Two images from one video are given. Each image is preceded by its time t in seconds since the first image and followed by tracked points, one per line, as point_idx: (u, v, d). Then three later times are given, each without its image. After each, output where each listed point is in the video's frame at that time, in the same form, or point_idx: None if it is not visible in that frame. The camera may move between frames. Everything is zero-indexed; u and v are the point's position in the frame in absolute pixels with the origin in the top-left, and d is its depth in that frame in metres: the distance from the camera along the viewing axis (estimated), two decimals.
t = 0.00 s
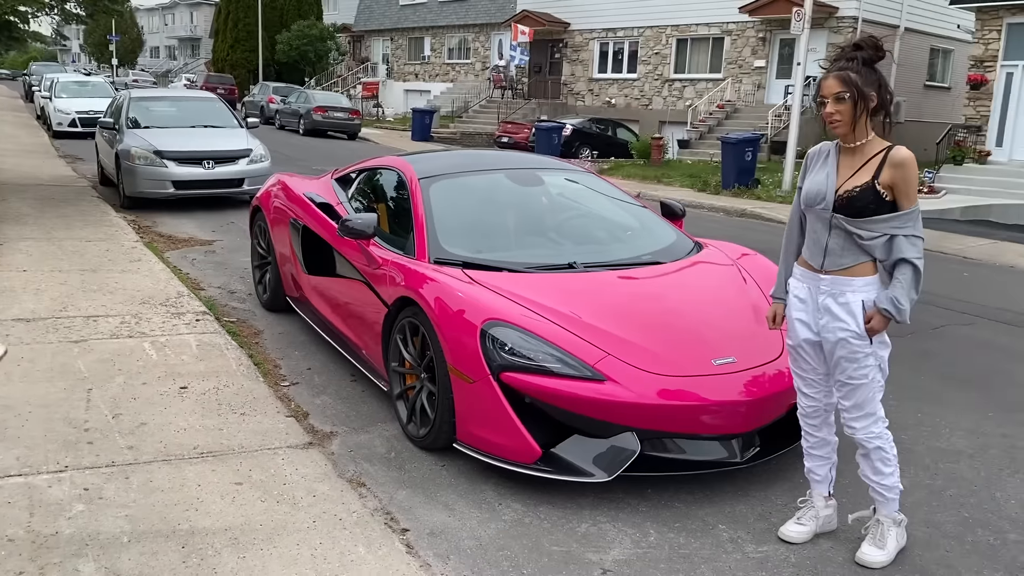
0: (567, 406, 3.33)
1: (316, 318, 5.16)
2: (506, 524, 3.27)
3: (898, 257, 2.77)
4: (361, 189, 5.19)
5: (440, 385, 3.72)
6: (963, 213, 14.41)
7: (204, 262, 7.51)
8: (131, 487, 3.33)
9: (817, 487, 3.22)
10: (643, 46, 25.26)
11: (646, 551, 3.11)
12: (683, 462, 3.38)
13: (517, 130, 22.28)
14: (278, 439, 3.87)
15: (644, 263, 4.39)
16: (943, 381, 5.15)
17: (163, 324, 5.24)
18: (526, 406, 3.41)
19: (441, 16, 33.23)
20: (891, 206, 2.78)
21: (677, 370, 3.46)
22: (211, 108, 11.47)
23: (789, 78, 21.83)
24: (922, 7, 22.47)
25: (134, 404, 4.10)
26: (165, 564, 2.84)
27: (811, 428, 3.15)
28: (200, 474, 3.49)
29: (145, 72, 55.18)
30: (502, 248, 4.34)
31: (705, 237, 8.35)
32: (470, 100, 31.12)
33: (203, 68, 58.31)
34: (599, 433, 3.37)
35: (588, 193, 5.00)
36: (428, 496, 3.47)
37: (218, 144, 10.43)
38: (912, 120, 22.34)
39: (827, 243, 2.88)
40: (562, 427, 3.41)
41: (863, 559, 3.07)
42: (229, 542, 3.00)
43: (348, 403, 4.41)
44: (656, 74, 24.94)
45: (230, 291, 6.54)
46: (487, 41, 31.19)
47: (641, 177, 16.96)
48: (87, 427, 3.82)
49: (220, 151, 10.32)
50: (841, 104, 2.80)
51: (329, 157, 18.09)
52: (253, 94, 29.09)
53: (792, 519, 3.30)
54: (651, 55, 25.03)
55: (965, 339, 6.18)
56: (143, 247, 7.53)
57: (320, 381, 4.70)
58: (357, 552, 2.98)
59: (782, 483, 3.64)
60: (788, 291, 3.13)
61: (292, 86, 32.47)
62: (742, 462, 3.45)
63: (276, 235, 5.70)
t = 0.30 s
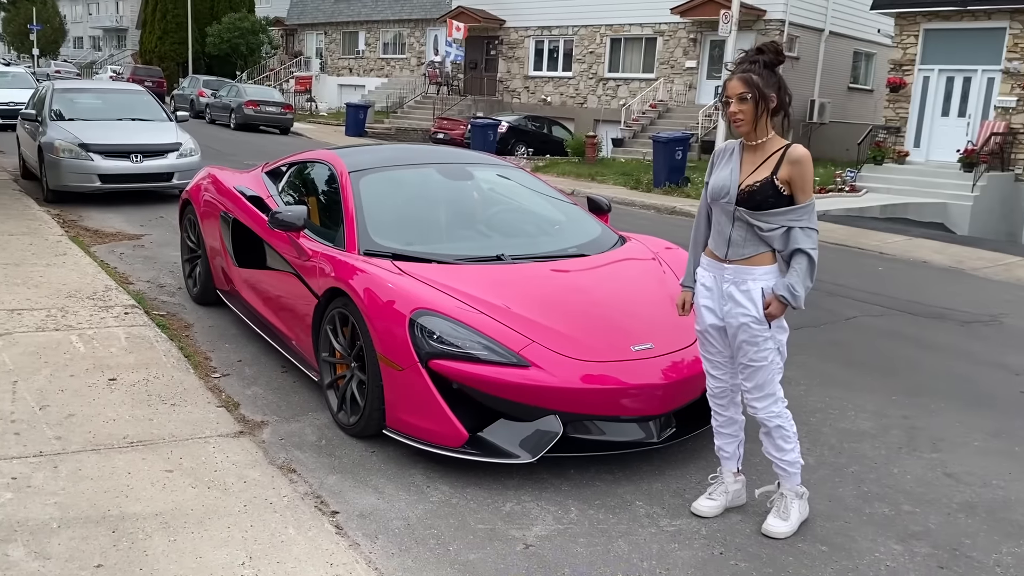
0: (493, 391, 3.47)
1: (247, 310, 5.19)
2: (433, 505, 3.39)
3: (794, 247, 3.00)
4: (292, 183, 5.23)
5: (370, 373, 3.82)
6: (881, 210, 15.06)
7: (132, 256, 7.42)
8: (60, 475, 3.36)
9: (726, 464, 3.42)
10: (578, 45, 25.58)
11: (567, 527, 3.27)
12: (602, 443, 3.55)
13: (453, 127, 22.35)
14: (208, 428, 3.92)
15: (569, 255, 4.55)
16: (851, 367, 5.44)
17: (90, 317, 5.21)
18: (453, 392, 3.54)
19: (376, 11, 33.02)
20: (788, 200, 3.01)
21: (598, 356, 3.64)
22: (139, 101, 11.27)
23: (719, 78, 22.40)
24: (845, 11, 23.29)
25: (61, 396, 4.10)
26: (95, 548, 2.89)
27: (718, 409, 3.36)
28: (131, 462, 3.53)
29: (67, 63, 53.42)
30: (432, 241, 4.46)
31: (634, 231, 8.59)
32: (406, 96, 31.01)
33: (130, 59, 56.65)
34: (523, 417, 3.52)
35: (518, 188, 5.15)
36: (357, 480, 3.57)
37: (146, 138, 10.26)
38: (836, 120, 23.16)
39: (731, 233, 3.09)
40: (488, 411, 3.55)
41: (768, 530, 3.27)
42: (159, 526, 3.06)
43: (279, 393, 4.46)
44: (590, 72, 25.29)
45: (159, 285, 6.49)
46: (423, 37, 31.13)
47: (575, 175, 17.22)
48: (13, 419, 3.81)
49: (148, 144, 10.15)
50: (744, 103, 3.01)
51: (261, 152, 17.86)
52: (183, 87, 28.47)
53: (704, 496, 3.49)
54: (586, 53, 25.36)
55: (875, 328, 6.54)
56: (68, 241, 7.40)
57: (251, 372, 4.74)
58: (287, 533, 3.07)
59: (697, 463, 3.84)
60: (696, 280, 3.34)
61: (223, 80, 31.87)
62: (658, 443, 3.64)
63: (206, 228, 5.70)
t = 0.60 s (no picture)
0: (467, 377, 3.58)
1: (226, 302, 5.26)
2: (409, 487, 3.51)
3: (754, 237, 3.14)
4: (270, 175, 5.31)
5: (348, 361, 3.92)
6: (852, 205, 15.32)
7: (110, 250, 7.45)
8: (44, 461, 3.44)
9: (691, 446, 3.56)
10: (555, 40, 25.69)
11: (538, 506, 3.40)
12: (572, 427, 3.68)
13: (430, 122, 22.38)
14: (189, 416, 4.00)
15: (542, 247, 4.68)
16: (816, 356, 5.62)
17: (70, 308, 5.26)
18: (429, 378, 3.65)
19: (353, 5, 32.92)
20: (750, 191, 3.15)
21: (568, 343, 3.76)
22: (115, 94, 11.24)
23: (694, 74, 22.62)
24: (817, 9, 23.59)
25: (43, 385, 4.17)
26: (80, 528, 2.98)
27: (684, 393, 3.50)
28: (113, 448, 3.62)
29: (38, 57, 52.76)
30: (408, 233, 4.56)
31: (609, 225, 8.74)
32: (383, 91, 30.97)
33: (104, 51, 55.98)
34: (497, 402, 3.64)
35: (492, 182, 5.27)
36: (336, 464, 3.68)
37: (122, 132, 10.24)
38: (808, 116, 23.47)
39: (695, 224, 3.23)
40: (462, 397, 3.66)
41: (731, 508, 3.42)
42: (142, 508, 3.16)
43: (258, 381, 4.56)
44: (567, 68, 25.41)
45: (137, 278, 6.54)
46: (400, 32, 31.09)
47: (552, 170, 17.33)
48: None
49: (124, 138, 10.14)
50: (705, 99, 3.14)
51: (237, 146, 17.81)
52: (157, 81, 28.24)
53: (669, 476, 3.63)
54: (563, 49, 25.48)
55: (840, 318, 6.73)
56: (45, 235, 7.42)
57: (230, 362, 4.83)
58: (268, 514, 3.17)
59: (664, 446, 3.99)
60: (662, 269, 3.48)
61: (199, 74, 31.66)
62: (627, 427, 3.78)
63: (185, 221, 5.76)
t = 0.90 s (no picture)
0: (479, 372, 3.66)
1: (240, 301, 5.35)
2: (425, 479, 3.59)
3: (761, 232, 3.21)
4: (281, 176, 5.39)
5: (363, 356, 4.00)
6: (856, 199, 15.37)
7: (121, 250, 7.54)
8: (69, 457, 3.53)
9: (701, 437, 3.63)
10: (557, 38, 25.75)
11: (551, 497, 3.48)
12: (582, 420, 3.75)
13: (433, 120, 22.44)
14: (207, 412, 4.09)
15: (550, 243, 4.75)
16: (822, 349, 5.69)
17: (86, 309, 5.35)
18: (442, 372, 3.73)
19: (355, 4, 32.98)
20: (757, 186, 3.21)
21: (578, 338, 3.83)
22: (122, 96, 11.34)
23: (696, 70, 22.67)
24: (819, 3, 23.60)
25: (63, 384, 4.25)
26: (107, 522, 3.06)
27: (694, 384, 3.58)
28: (135, 445, 3.71)
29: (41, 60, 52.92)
30: (418, 231, 4.64)
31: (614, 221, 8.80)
32: (385, 90, 31.05)
33: (107, 53, 56.10)
34: (509, 396, 3.71)
35: (500, 180, 5.34)
36: (352, 458, 3.77)
37: (130, 133, 10.33)
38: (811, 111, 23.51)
39: (704, 218, 3.31)
40: (475, 390, 3.74)
41: (740, 498, 3.49)
42: (167, 502, 3.24)
43: (273, 378, 4.65)
44: (569, 65, 25.47)
45: (149, 278, 6.63)
46: (401, 30, 31.15)
47: (555, 167, 17.39)
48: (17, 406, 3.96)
49: (133, 139, 10.22)
50: (706, 98, 3.23)
51: (242, 147, 17.90)
52: (161, 82, 28.34)
53: (679, 467, 3.71)
54: (564, 46, 25.55)
55: (845, 311, 6.79)
56: (57, 236, 7.50)
57: (245, 360, 4.92)
58: (289, 507, 3.26)
59: (673, 438, 4.06)
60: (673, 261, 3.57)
61: (202, 75, 31.77)
62: (636, 419, 3.85)
63: (197, 222, 5.84)
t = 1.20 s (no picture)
0: (513, 373, 3.70)
1: (271, 305, 5.42)
2: (461, 480, 3.64)
3: (789, 235, 3.23)
4: (311, 182, 5.46)
5: (397, 359, 4.06)
6: (874, 197, 15.31)
7: (149, 256, 7.65)
8: (114, 461, 3.61)
9: (734, 436, 3.67)
10: (570, 39, 25.80)
11: (587, 497, 3.52)
12: (614, 420, 3.79)
13: (448, 123, 22.53)
14: (245, 416, 4.16)
15: (578, 246, 4.79)
16: (848, 348, 5.70)
17: (121, 315, 5.44)
18: (477, 374, 3.78)
19: (368, 8, 33.14)
20: (789, 189, 3.23)
21: (610, 338, 3.87)
22: (143, 104, 11.48)
23: (711, 69, 22.63)
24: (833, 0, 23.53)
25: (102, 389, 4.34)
26: (156, 523, 3.14)
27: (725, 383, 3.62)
28: (177, 448, 3.78)
29: (58, 68, 53.41)
30: (447, 235, 4.69)
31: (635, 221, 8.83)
32: (400, 93, 31.20)
33: (123, 60, 56.58)
34: (543, 397, 3.76)
35: (526, 183, 5.38)
36: (389, 459, 3.83)
37: (153, 141, 10.46)
38: (826, 109, 23.43)
39: (736, 218, 3.37)
40: (509, 392, 3.79)
41: (773, 496, 3.52)
42: (211, 504, 3.31)
43: (307, 382, 4.74)
44: (583, 66, 25.52)
45: (178, 284, 6.73)
46: (415, 34, 31.27)
47: (572, 168, 17.42)
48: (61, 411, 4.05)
49: (155, 147, 10.35)
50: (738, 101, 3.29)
51: (260, 152, 18.03)
52: (177, 88, 28.59)
53: (713, 466, 3.74)
54: (578, 47, 25.59)
55: (869, 310, 6.80)
56: (86, 244, 7.62)
57: (278, 364, 4.99)
58: (331, 508, 3.31)
59: (705, 438, 4.10)
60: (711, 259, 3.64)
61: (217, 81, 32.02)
62: (668, 419, 3.89)
63: (227, 228, 5.93)
